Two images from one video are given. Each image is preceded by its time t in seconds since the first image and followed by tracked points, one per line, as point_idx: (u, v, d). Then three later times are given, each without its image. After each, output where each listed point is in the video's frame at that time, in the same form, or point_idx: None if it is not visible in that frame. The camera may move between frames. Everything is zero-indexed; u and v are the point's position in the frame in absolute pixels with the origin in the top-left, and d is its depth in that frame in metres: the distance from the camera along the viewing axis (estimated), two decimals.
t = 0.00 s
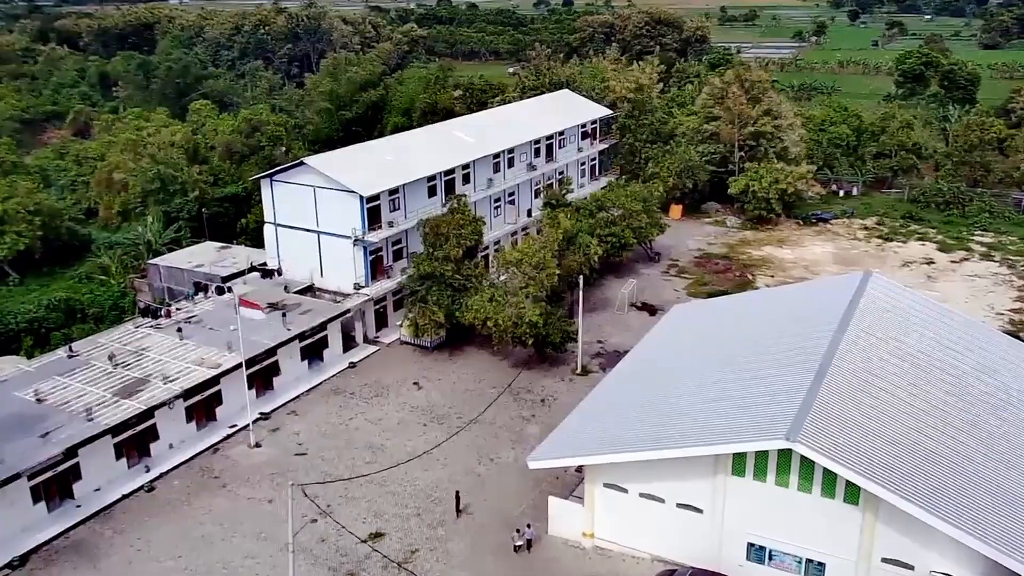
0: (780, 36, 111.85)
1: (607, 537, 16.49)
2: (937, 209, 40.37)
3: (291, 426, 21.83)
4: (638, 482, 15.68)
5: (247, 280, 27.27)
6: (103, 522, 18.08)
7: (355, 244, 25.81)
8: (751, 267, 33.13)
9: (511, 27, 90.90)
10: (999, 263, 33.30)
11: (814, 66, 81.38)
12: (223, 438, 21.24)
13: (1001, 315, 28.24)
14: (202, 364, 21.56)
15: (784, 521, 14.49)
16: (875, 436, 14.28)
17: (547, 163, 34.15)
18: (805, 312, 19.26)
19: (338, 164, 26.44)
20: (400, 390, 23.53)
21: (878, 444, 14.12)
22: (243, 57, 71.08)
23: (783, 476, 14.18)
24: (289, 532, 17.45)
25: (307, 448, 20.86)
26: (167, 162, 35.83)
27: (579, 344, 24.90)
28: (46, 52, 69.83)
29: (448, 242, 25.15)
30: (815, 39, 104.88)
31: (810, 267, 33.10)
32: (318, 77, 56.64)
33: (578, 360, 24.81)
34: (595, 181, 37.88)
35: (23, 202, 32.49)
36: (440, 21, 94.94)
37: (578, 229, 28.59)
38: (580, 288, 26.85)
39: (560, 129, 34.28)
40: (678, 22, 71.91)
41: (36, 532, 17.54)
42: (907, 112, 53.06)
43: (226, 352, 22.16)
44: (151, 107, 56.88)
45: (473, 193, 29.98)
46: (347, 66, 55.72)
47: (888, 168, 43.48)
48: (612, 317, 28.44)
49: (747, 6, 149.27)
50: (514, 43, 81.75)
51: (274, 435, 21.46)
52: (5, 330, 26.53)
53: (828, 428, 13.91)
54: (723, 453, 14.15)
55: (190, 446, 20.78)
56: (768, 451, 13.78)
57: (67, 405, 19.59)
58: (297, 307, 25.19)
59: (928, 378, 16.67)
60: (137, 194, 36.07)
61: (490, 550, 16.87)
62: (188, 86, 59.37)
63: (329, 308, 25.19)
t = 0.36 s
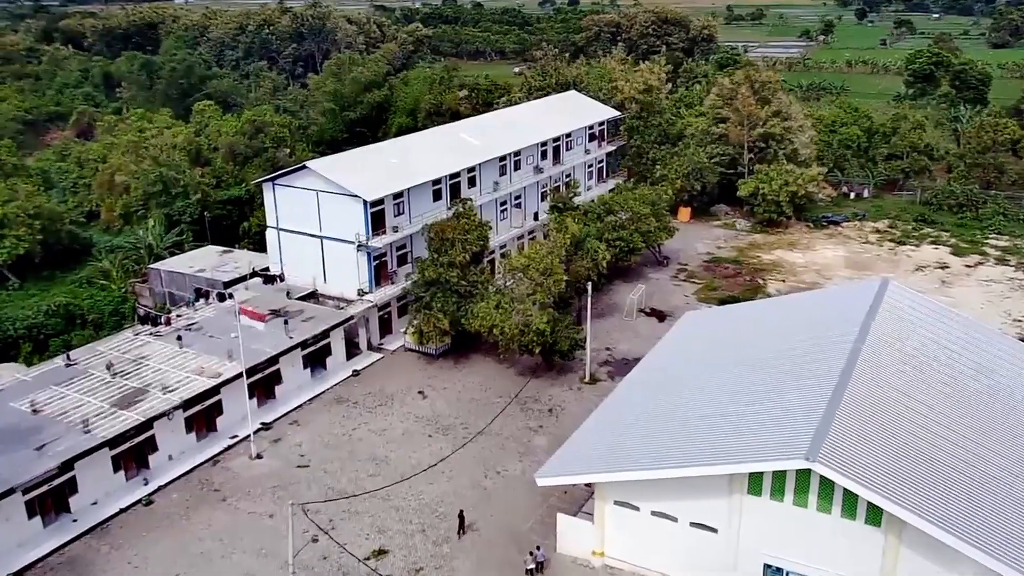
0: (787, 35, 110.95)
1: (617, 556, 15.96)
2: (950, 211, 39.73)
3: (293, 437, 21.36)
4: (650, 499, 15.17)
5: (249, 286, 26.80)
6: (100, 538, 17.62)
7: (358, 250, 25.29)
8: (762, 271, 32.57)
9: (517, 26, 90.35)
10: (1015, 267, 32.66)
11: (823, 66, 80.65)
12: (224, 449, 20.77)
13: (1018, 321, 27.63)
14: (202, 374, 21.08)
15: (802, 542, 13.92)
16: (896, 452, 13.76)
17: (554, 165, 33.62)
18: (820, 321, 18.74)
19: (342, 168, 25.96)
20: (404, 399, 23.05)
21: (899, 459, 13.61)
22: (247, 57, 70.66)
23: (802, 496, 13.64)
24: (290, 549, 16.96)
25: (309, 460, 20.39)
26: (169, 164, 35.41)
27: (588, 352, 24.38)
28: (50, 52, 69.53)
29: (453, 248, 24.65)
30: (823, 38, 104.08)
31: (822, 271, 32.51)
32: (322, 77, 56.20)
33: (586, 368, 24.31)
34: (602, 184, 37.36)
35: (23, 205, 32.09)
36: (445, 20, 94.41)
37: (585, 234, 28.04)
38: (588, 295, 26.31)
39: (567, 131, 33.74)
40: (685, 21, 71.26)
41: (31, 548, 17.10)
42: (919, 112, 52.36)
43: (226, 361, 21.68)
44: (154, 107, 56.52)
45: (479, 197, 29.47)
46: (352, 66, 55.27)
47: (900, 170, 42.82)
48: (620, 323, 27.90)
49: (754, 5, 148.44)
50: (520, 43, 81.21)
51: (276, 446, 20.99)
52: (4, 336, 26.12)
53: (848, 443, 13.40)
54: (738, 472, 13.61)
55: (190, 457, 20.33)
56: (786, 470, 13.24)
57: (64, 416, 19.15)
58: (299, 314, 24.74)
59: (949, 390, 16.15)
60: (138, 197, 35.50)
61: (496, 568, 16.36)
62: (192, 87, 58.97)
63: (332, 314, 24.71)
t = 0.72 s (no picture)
0: (789, 35, 110.52)
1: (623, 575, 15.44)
2: (958, 214, 39.22)
3: (290, 449, 20.89)
4: (658, 518, 14.66)
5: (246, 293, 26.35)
6: (91, 555, 17.15)
7: (357, 256, 24.83)
8: (768, 276, 32.06)
9: (518, 26, 89.95)
10: None
11: (826, 66, 80.19)
12: (219, 462, 20.30)
13: None
14: (197, 385, 20.60)
15: (816, 565, 13.36)
16: (914, 470, 13.30)
17: (556, 169, 33.15)
18: (831, 331, 18.28)
19: (340, 173, 25.48)
20: (405, 409, 22.56)
21: (918, 478, 13.15)
22: (247, 57, 70.18)
23: (816, 516, 13.11)
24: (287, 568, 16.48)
25: (307, 473, 19.91)
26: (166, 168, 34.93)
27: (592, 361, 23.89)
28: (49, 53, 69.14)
29: (454, 254, 24.15)
30: (826, 37, 103.59)
31: (829, 276, 32.01)
32: (322, 78, 55.77)
33: (591, 377, 23.81)
34: (605, 187, 36.88)
35: (17, 210, 31.69)
36: (446, 20, 94.03)
37: (589, 239, 27.52)
38: (592, 301, 25.82)
39: (570, 134, 33.25)
40: (688, 21, 70.81)
41: (20, 566, 16.63)
42: (924, 113, 51.86)
43: (223, 371, 21.21)
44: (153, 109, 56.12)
45: (480, 202, 28.98)
46: (351, 68, 54.82)
47: (907, 172, 42.29)
48: (624, 331, 27.41)
49: (755, 4, 148.00)
50: (521, 43, 80.79)
51: (272, 458, 20.52)
52: None
53: (864, 462, 12.93)
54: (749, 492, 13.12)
55: (184, 471, 19.86)
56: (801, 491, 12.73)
57: (55, 429, 18.68)
58: (297, 322, 24.26)
59: (966, 405, 15.70)
60: (135, 201, 35.11)
61: None
62: (191, 88, 58.54)
63: (331, 322, 24.23)
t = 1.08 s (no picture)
0: (790, 35, 110.33)
1: None
2: (963, 216, 38.88)
3: (288, 457, 20.57)
4: (663, 530, 14.33)
5: (244, 297, 26.03)
6: (85, 566, 16.83)
7: (357, 260, 24.52)
8: (772, 279, 31.71)
9: (519, 26, 89.67)
10: None
11: (828, 66, 79.90)
12: (216, 470, 19.99)
13: None
14: (194, 392, 20.26)
15: None
16: (927, 484, 12.95)
17: (557, 171, 32.82)
18: (839, 338, 17.96)
19: (339, 175, 25.15)
20: (405, 416, 22.25)
21: (931, 492, 12.81)
22: (247, 57, 69.84)
23: (826, 529, 12.77)
24: None
25: (305, 482, 19.59)
26: (164, 169, 34.60)
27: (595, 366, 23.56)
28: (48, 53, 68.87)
29: (454, 258, 23.84)
30: (827, 37, 103.36)
31: (834, 279, 31.66)
32: (322, 79, 55.49)
33: (593, 383, 23.48)
34: (607, 189, 36.54)
35: (13, 214, 31.42)
36: (447, 20, 93.77)
37: (591, 242, 27.19)
38: (595, 305, 25.49)
39: (572, 135, 32.92)
40: (689, 21, 70.53)
41: None
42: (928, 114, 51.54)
43: (219, 378, 20.89)
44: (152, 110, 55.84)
45: (481, 205, 28.66)
46: (351, 68, 54.53)
47: (911, 173, 41.93)
48: (627, 335, 27.09)
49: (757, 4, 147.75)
50: (522, 43, 80.52)
51: (270, 466, 20.20)
52: None
53: (873, 475, 12.58)
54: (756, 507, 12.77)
55: (181, 479, 19.54)
56: (811, 504, 12.40)
57: (48, 437, 18.37)
58: (296, 327, 23.94)
59: (978, 416, 15.36)
60: (133, 203, 34.82)
61: None
62: (190, 89, 58.26)
63: (330, 327, 23.92)
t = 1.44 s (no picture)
0: (793, 34, 109.78)
1: None
2: (971, 219, 38.33)
3: (284, 469, 20.05)
4: (671, 551, 13.81)
5: (240, 303, 25.54)
6: None
7: (355, 266, 24.00)
8: (778, 284, 31.16)
9: (521, 25, 89.17)
10: None
11: (831, 66, 79.35)
12: (210, 483, 19.48)
13: None
14: (188, 402, 19.74)
15: None
16: (946, 504, 12.41)
17: (559, 173, 32.29)
18: (850, 348, 17.45)
19: (336, 179, 24.62)
20: (403, 426, 21.73)
21: (950, 512, 12.26)
22: (247, 58, 69.34)
23: (841, 553, 12.22)
24: None
25: (301, 495, 19.07)
26: (160, 172, 34.07)
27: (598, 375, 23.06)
28: (46, 54, 68.38)
29: (454, 264, 23.31)
30: (830, 37, 102.91)
31: (841, 284, 31.11)
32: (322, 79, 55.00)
33: (596, 392, 22.97)
34: (609, 191, 35.98)
35: (5, 218, 30.94)
36: (448, 20, 93.23)
37: (594, 247, 26.66)
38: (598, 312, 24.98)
39: (574, 137, 32.37)
40: (691, 21, 70.08)
41: None
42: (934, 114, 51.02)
43: (213, 388, 20.36)
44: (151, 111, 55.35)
45: (481, 209, 28.14)
46: (351, 69, 54.05)
47: (918, 175, 41.34)
48: (631, 341, 26.56)
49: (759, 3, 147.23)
50: (524, 43, 80.02)
51: (265, 479, 19.69)
52: None
53: (890, 495, 12.02)
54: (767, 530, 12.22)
55: (173, 492, 19.03)
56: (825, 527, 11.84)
57: (37, 451, 17.86)
58: (293, 334, 23.43)
59: (995, 432, 14.84)
60: (128, 206, 34.30)
61: None
62: (189, 90, 57.79)
63: (327, 335, 23.40)
